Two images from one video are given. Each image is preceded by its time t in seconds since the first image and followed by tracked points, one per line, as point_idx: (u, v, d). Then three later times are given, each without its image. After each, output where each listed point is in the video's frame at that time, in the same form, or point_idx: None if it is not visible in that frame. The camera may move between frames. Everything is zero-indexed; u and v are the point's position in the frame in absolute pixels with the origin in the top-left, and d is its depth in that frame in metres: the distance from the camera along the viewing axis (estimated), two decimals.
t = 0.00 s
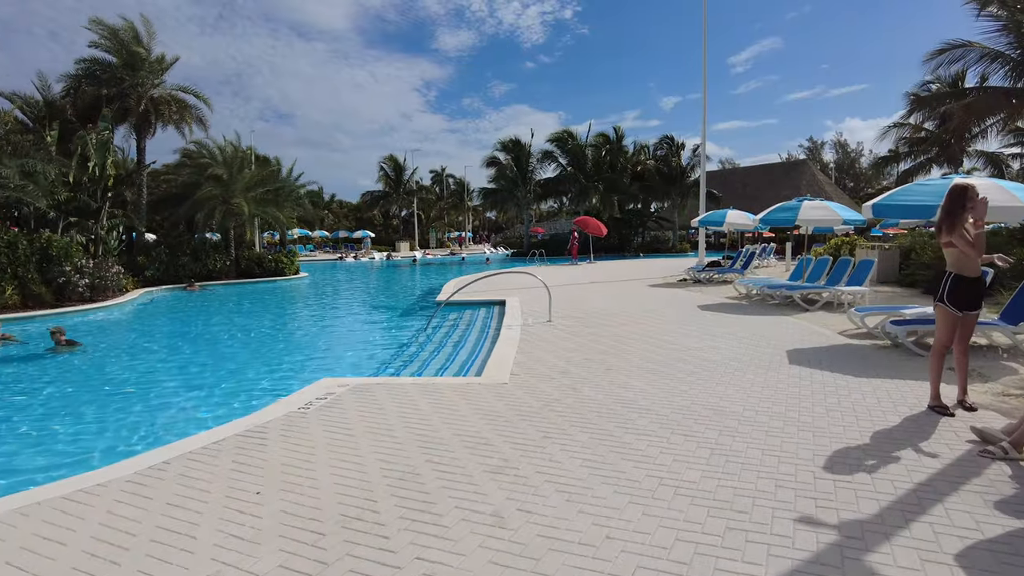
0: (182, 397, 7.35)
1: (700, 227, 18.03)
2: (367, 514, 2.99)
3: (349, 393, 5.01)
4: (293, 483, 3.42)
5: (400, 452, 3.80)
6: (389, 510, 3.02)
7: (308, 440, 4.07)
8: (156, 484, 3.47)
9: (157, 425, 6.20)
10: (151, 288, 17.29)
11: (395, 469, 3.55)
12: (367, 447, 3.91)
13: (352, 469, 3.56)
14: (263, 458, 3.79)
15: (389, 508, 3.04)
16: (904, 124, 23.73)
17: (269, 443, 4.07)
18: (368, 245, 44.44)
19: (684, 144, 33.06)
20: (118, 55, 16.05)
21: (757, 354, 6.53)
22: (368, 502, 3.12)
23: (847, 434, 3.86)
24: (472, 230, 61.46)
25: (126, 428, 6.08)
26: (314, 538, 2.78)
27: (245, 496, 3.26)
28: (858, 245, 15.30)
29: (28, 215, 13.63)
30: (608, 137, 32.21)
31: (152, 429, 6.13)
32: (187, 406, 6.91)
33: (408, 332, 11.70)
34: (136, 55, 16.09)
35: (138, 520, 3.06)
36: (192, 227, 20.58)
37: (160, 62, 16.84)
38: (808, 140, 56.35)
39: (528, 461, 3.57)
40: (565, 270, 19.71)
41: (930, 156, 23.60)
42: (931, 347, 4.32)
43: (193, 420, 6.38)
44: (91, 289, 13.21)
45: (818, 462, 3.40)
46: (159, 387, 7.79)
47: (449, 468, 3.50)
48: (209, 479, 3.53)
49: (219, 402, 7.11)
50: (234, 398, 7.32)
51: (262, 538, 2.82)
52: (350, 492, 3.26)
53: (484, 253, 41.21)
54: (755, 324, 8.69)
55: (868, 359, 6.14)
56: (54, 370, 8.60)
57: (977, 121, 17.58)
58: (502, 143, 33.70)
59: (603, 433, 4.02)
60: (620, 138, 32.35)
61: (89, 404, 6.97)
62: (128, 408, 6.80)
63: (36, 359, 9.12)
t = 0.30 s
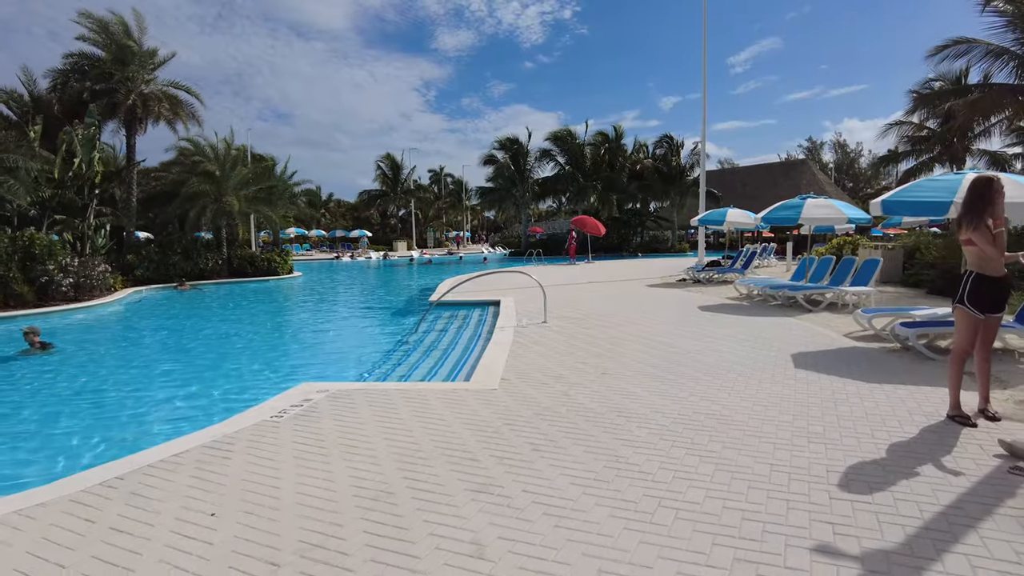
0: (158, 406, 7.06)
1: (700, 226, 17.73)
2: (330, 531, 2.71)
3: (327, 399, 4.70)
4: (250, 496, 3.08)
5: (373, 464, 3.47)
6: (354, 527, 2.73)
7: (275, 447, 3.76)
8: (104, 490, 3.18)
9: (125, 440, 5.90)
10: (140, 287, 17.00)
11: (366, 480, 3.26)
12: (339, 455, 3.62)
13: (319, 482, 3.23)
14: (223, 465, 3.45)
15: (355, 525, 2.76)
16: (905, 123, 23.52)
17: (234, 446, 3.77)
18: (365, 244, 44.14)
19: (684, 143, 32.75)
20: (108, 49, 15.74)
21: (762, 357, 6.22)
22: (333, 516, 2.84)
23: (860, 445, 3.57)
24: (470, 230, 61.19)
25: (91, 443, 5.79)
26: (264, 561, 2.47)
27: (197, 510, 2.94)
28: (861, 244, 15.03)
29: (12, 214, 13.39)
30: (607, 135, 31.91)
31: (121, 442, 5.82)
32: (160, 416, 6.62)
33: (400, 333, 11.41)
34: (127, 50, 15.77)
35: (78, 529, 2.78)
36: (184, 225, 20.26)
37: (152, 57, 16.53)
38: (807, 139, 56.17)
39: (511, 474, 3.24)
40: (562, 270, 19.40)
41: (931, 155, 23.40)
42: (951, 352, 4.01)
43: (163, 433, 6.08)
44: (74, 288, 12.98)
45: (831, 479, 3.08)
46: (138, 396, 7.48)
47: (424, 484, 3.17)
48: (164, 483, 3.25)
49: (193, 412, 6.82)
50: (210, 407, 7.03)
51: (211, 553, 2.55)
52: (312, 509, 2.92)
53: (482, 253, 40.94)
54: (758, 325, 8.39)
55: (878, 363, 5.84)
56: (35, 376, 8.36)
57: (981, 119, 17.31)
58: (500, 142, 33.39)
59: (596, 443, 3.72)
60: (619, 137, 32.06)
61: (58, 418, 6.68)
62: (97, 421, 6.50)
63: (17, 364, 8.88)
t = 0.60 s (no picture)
0: (133, 415, 6.76)
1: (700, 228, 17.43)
2: (284, 571, 2.44)
3: (303, 415, 4.42)
4: (201, 531, 2.79)
5: (342, 491, 3.19)
6: (311, 566, 2.46)
7: (238, 470, 3.48)
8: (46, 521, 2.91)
9: (91, 454, 5.60)
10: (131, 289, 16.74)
11: (331, 509, 2.98)
12: (306, 479, 3.35)
13: (277, 514, 2.93)
14: (180, 493, 3.17)
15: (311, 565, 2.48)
16: (908, 123, 23.27)
17: (196, 469, 3.49)
18: (362, 244, 43.87)
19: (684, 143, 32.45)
20: (101, 46, 15.46)
21: (764, 368, 5.93)
22: (289, 553, 2.57)
23: (874, 472, 3.28)
24: (469, 230, 60.85)
25: (52, 456, 5.49)
26: None
27: (141, 545, 2.67)
28: (863, 247, 14.77)
29: None
30: (607, 136, 31.64)
31: (91, 457, 5.53)
32: (133, 426, 6.33)
33: (393, 337, 11.14)
34: (120, 47, 15.49)
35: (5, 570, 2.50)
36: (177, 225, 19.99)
37: (146, 55, 16.24)
38: (807, 140, 56.03)
39: (489, 506, 2.96)
40: (559, 272, 19.10)
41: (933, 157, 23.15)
42: (970, 370, 3.73)
43: (131, 446, 5.78)
44: (59, 290, 12.67)
45: (842, 514, 2.79)
46: (119, 403, 7.19)
47: (393, 517, 2.87)
48: (111, 515, 2.97)
49: (167, 420, 6.54)
50: (186, 417, 6.75)
51: None
52: (269, 549, 2.61)
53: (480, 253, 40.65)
54: (759, 332, 8.12)
55: (887, 375, 5.56)
56: (14, 382, 8.13)
57: (986, 120, 17.03)
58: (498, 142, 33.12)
59: (586, 466, 3.43)
60: (618, 137, 31.77)
61: (29, 428, 6.41)
62: (70, 433, 6.22)
63: None
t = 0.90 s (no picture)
0: (101, 426, 6.41)
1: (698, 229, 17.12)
2: None
3: (269, 429, 4.12)
4: (135, 570, 2.47)
5: (300, 520, 2.88)
6: None
7: (188, 492, 3.19)
8: None
9: (50, 469, 5.29)
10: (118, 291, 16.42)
11: (281, 537, 2.70)
12: (260, 504, 3.05)
13: (221, 544, 2.64)
14: (118, 521, 2.88)
15: None
16: (908, 124, 23.03)
17: (143, 492, 3.20)
18: (358, 246, 43.56)
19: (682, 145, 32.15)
20: (88, 43, 15.11)
21: (765, 375, 5.64)
22: None
23: (886, 495, 2.98)
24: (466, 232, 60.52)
25: (7, 471, 5.15)
26: None
27: None
28: (865, 249, 14.50)
29: None
30: (605, 137, 31.40)
31: (50, 471, 5.22)
32: (100, 437, 6.03)
33: (383, 341, 10.83)
34: (108, 44, 15.16)
35: None
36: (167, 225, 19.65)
37: (134, 52, 15.90)
38: (806, 142, 55.96)
39: (461, 538, 2.65)
40: (556, 275, 18.78)
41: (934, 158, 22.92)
42: (991, 381, 3.43)
43: (93, 460, 5.42)
44: (40, 293, 12.37)
45: (855, 547, 2.49)
46: (90, 413, 6.85)
47: (353, 552, 2.56)
48: (38, 545, 2.68)
49: (135, 432, 6.18)
50: (157, 428, 6.39)
51: None
52: None
53: (477, 255, 40.37)
54: (760, 337, 7.82)
55: (894, 383, 5.27)
56: None
57: (989, 120, 16.78)
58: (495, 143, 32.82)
59: (571, 486, 3.14)
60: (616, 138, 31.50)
61: None
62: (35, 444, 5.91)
63: None
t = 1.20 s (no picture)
0: (70, 444, 6.05)
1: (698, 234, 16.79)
2: None
3: (235, 452, 3.77)
4: None
5: (255, 563, 2.54)
6: None
7: (133, 528, 2.84)
8: None
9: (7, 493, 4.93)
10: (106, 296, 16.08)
11: None
12: (211, 543, 2.71)
13: None
14: (47, 564, 2.54)
15: None
16: (910, 128, 22.75)
17: (82, 527, 2.85)
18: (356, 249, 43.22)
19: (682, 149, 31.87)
20: (75, 43, 14.76)
21: (772, 389, 5.31)
22: None
23: (914, 534, 2.65)
24: (465, 236, 60.25)
25: None
26: None
27: None
28: (868, 255, 14.19)
29: None
30: (604, 141, 31.18)
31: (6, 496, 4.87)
32: (65, 456, 5.68)
33: (373, 348, 10.50)
34: (96, 45, 14.83)
35: None
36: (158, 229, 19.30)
37: (122, 53, 15.58)
38: (804, 147, 55.75)
39: None
40: (553, 280, 18.47)
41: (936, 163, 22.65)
42: None
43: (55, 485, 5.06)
44: (21, 297, 12.02)
45: None
46: (60, 427, 6.50)
47: None
48: None
49: (104, 453, 5.82)
50: (127, 445, 6.04)
51: None
52: None
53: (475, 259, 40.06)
54: (764, 347, 7.48)
55: (911, 398, 4.95)
56: None
57: (994, 123, 16.50)
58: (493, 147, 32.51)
59: (560, 523, 2.81)
60: (615, 142, 31.24)
61: None
62: None
63: None
